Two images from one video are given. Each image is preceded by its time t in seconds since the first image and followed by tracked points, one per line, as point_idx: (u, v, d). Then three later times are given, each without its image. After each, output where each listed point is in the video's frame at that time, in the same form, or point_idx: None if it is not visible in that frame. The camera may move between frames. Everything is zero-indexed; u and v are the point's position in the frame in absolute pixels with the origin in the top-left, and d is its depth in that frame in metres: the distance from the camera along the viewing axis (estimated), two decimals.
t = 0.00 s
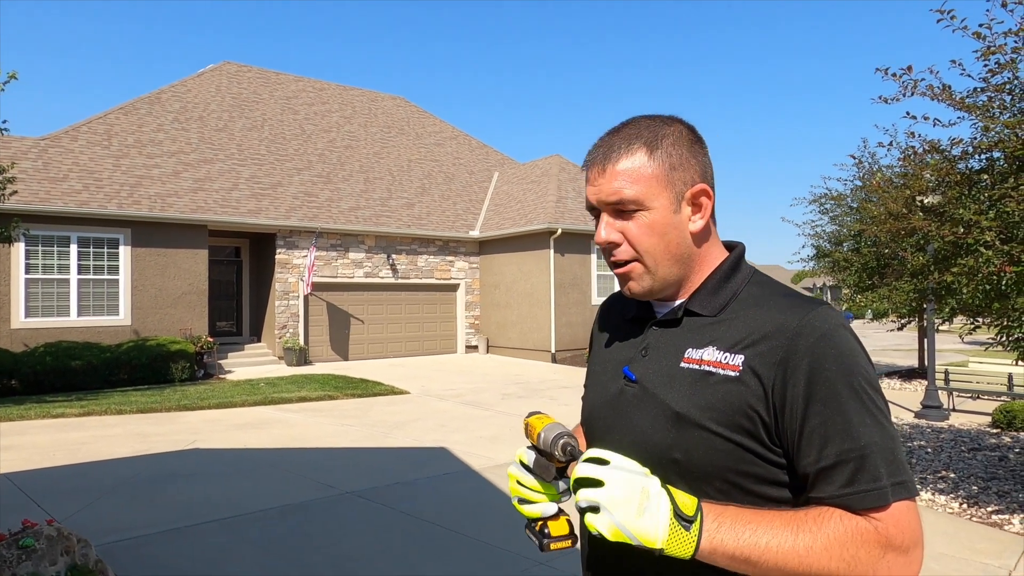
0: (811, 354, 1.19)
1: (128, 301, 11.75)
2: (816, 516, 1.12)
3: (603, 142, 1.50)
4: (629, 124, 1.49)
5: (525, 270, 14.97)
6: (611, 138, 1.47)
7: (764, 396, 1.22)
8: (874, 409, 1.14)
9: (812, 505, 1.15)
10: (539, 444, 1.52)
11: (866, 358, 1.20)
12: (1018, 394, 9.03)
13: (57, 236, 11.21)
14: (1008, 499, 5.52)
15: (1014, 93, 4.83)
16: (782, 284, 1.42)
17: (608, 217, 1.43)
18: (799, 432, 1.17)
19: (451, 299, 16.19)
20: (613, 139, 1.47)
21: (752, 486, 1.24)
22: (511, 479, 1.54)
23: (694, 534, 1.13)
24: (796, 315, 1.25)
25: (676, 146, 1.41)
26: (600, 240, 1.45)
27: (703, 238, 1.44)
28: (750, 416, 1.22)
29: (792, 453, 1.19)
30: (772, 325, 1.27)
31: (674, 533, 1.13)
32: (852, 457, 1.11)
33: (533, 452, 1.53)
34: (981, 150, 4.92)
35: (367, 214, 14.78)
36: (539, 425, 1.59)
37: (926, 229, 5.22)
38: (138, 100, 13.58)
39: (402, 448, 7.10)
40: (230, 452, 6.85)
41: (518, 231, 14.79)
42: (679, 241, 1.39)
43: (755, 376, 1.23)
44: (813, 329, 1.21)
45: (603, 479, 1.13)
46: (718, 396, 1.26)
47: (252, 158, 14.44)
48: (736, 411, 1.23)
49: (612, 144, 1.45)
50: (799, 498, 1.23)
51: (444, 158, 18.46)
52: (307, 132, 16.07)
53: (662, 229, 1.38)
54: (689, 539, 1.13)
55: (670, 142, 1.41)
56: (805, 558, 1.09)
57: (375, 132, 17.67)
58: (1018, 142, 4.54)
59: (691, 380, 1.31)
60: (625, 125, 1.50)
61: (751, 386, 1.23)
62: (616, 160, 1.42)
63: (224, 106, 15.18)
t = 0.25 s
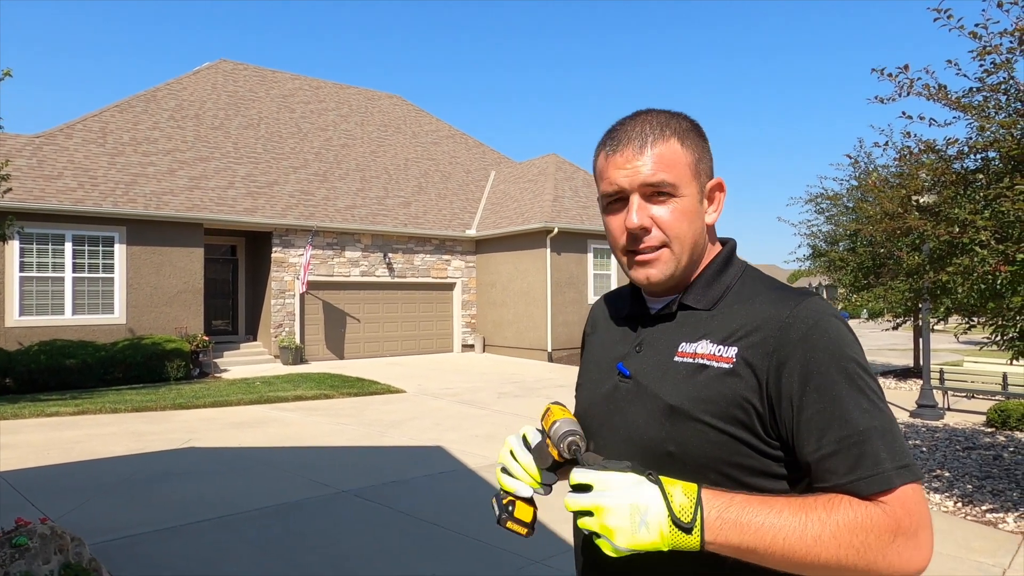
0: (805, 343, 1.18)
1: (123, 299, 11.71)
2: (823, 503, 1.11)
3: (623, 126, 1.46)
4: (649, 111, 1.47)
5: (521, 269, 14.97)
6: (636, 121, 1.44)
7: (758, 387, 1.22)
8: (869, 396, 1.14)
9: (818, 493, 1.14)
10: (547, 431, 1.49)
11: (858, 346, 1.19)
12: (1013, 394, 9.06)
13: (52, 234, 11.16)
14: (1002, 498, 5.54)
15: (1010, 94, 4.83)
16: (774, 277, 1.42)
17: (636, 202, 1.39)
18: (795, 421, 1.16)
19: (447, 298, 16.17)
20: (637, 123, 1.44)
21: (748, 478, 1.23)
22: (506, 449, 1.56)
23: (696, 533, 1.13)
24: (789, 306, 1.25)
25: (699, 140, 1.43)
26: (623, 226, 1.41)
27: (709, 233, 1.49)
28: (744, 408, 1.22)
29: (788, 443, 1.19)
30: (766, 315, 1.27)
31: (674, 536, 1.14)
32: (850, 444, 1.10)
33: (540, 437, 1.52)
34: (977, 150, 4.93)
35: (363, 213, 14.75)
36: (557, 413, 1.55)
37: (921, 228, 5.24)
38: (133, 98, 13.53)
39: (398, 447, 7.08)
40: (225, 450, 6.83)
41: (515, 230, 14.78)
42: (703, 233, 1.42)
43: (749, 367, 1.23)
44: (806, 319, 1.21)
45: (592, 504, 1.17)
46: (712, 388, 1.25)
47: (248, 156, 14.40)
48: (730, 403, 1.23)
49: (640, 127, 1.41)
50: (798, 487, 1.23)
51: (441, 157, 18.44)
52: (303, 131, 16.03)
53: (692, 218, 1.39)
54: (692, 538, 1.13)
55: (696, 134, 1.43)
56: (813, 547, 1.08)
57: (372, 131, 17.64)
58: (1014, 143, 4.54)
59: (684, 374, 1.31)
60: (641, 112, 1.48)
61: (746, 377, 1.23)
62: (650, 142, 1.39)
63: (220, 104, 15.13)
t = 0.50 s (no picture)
0: (798, 334, 1.17)
1: (109, 297, 11.58)
2: (795, 494, 1.10)
3: (623, 111, 1.44)
4: (650, 98, 1.45)
5: (511, 268, 14.94)
6: (638, 107, 1.42)
7: (752, 376, 1.20)
8: (859, 390, 1.13)
9: (793, 484, 1.13)
10: (524, 417, 1.49)
11: (851, 340, 1.18)
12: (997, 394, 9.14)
13: (36, 230, 11.02)
14: (988, 496, 5.58)
15: (997, 95, 4.87)
16: (767, 269, 1.41)
17: (637, 188, 1.37)
18: (785, 413, 1.15)
19: (436, 297, 16.12)
20: (638, 108, 1.42)
21: (738, 469, 1.22)
22: (493, 456, 1.49)
23: (678, 504, 1.11)
24: (782, 297, 1.24)
25: (699, 130, 1.43)
26: (624, 212, 1.39)
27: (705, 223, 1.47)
28: (738, 397, 1.20)
29: (778, 434, 1.17)
30: (758, 306, 1.25)
31: (658, 501, 1.10)
32: (836, 437, 1.09)
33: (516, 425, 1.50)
34: (964, 151, 4.96)
35: (353, 211, 14.67)
36: (519, 401, 1.53)
37: (909, 228, 5.27)
38: (120, 93, 13.40)
39: (386, 445, 7.04)
40: (211, 449, 6.76)
41: (505, 230, 14.75)
42: (702, 222, 1.41)
43: (743, 356, 1.22)
44: (799, 310, 1.20)
45: (592, 438, 1.11)
46: (707, 377, 1.24)
47: (236, 153, 14.29)
48: (722, 392, 1.21)
49: (642, 113, 1.39)
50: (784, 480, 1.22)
51: (431, 156, 18.38)
52: (292, 128, 15.93)
53: (692, 207, 1.38)
54: (672, 510, 1.11)
55: (696, 124, 1.42)
56: (785, 536, 1.08)
57: (361, 129, 17.56)
58: (1001, 144, 4.58)
59: (678, 362, 1.29)
60: (641, 99, 1.46)
61: (739, 365, 1.21)
62: (653, 129, 1.37)
63: (208, 100, 15.00)
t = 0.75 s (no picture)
0: (780, 336, 1.18)
1: (95, 295, 11.48)
2: (779, 496, 1.10)
3: (613, 111, 1.44)
4: (639, 100, 1.45)
5: (502, 267, 14.95)
6: (628, 107, 1.42)
7: (733, 378, 1.20)
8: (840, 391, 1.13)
9: (776, 486, 1.13)
10: (506, 426, 1.48)
11: (831, 340, 1.19)
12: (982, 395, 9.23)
13: (22, 228, 10.91)
14: (972, 496, 5.63)
15: (982, 99, 4.92)
16: (750, 272, 1.42)
17: (625, 188, 1.38)
18: (767, 415, 1.15)
19: (427, 297, 16.09)
20: (628, 109, 1.42)
21: (720, 470, 1.22)
22: (475, 462, 1.52)
23: (658, 508, 1.11)
24: (765, 299, 1.24)
25: (688, 134, 1.43)
26: (611, 212, 1.39)
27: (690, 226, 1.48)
28: (720, 399, 1.20)
29: (759, 436, 1.18)
30: (741, 308, 1.26)
31: (636, 505, 1.11)
32: (818, 438, 1.10)
33: (499, 432, 1.51)
34: (949, 155, 5.01)
35: (343, 210, 14.61)
36: (503, 406, 1.53)
37: (895, 231, 5.32)
38: (108, 90, 13.28)
39: (375, 445, 7.02)
40: (198, 449, 6.72)
41: (495, 229, 14.75)
42: (688, 225, 1.41)
43: (725, 358, 1.22)
44: (782, 312, 1.20)
45: (564, 451, 1.14)
46: (688, 379, 1.24)
47: (225, 150, 14.20)
48: (704, 393, 1.21)
49: (632, 113, 1.39)
50: (766, 482, 1.22)
51: (422, 155, 18.34)
52: (282, 126, 15.85)
53: (679, 209, 1.38)
54: (652, 513, 1.11)
55: (686, 127, 1.43)
56: (768, 538, 1.08)
57: (352, 127, 17.50)
58: (986, 147, 4.62)
59: (661, 365, 1.29)
60: (631, 101, 1.46)
61: (721, 367, 1.21)
62: (643, 129, 1.37)
63: (197, 97, 14.91)
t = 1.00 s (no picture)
0: (764, 339, 1.18)
1: (78, 291, 11.34)
2: (768, 500, 1.11)
3: (592, 114, 1.44)
4: (618, 102, 1.45)
5: (490, 265, 14.93)
6: (606, 110, 1.42)
7: (717, 381, 1.20)
8: (823, 394, 1.14)
9: (763, 489, 1.13)
10: (496, 430, 1.48)
11: (815, 344, 1.19)
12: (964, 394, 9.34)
13: (2, 223, 10.75)
14: (953, 494, 5.69)
15: (965, 101, 4.96)
16: (734, 274, 1.42)
17: (602, 191, 1.37)
18: (750, 418, 1.15)
19: (414, 294, 16.04)
20: (606, 112, 1.42)
21: (703, 473, 1.22)
22: (456, 456, 1.51)
23: (642, 523, 1.13)
24: (751, 302, 1.24)
25: (667, 135, 1.42)
26: (589, 215, 1.38)
27: (672, 228, 1.47)
28: (703, 402, 1.20)
29: (743, 439, 1.18)
30: (726, 310, 1.26)
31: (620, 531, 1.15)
32: (802, 441, 1.10)
33: (488, 434, 1.50)
34: (933, 156, 5.05)
35: (330, 206, 14.53)
36: (499, 412, 1.54)
37: (880, 231, 5.36)
38: (91, 83, 13.11)
39: (361, 443, 6.99)
40: (182, 447, 6.65)
41: (484, 227, 14.73)
42: (667, 227, 1.40)
43: (709, 362, 1.22)
44: (767, 315, 1.20)
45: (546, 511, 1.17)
46: (673, 382, 1.24)
47: (211, 146, 14.07)
48: (687, 396, 1.21)
49: (609, 116, 1.39)
50: (751, 483, 1.22)
51: (410, 151, 18.27)
52: (269, 122, 15.73)
53: (658, 211, 1.38)
54: (637, 532, 1.13)
55: (664, 128, 1.42)
56: (756, 544, 1.08)
57: (340, 123, 17.39)
58: (969, 149, 4.66)
59: (645, 368, 1.29)
60: (610, 103, 1.46)
61: (705, 371, 1.21)
62: (619, 132, 1.37)
63: (182, 92, 14.76)
